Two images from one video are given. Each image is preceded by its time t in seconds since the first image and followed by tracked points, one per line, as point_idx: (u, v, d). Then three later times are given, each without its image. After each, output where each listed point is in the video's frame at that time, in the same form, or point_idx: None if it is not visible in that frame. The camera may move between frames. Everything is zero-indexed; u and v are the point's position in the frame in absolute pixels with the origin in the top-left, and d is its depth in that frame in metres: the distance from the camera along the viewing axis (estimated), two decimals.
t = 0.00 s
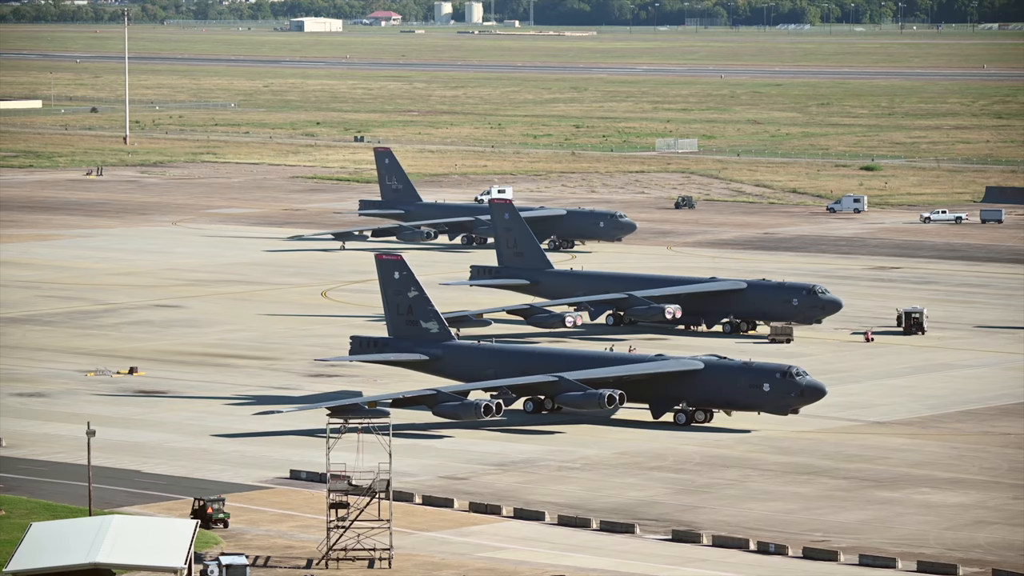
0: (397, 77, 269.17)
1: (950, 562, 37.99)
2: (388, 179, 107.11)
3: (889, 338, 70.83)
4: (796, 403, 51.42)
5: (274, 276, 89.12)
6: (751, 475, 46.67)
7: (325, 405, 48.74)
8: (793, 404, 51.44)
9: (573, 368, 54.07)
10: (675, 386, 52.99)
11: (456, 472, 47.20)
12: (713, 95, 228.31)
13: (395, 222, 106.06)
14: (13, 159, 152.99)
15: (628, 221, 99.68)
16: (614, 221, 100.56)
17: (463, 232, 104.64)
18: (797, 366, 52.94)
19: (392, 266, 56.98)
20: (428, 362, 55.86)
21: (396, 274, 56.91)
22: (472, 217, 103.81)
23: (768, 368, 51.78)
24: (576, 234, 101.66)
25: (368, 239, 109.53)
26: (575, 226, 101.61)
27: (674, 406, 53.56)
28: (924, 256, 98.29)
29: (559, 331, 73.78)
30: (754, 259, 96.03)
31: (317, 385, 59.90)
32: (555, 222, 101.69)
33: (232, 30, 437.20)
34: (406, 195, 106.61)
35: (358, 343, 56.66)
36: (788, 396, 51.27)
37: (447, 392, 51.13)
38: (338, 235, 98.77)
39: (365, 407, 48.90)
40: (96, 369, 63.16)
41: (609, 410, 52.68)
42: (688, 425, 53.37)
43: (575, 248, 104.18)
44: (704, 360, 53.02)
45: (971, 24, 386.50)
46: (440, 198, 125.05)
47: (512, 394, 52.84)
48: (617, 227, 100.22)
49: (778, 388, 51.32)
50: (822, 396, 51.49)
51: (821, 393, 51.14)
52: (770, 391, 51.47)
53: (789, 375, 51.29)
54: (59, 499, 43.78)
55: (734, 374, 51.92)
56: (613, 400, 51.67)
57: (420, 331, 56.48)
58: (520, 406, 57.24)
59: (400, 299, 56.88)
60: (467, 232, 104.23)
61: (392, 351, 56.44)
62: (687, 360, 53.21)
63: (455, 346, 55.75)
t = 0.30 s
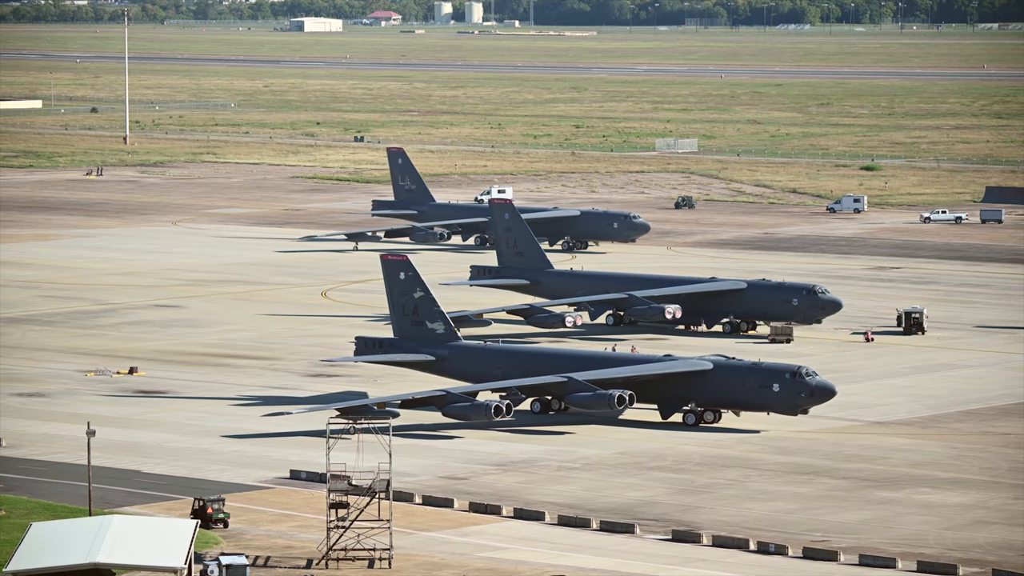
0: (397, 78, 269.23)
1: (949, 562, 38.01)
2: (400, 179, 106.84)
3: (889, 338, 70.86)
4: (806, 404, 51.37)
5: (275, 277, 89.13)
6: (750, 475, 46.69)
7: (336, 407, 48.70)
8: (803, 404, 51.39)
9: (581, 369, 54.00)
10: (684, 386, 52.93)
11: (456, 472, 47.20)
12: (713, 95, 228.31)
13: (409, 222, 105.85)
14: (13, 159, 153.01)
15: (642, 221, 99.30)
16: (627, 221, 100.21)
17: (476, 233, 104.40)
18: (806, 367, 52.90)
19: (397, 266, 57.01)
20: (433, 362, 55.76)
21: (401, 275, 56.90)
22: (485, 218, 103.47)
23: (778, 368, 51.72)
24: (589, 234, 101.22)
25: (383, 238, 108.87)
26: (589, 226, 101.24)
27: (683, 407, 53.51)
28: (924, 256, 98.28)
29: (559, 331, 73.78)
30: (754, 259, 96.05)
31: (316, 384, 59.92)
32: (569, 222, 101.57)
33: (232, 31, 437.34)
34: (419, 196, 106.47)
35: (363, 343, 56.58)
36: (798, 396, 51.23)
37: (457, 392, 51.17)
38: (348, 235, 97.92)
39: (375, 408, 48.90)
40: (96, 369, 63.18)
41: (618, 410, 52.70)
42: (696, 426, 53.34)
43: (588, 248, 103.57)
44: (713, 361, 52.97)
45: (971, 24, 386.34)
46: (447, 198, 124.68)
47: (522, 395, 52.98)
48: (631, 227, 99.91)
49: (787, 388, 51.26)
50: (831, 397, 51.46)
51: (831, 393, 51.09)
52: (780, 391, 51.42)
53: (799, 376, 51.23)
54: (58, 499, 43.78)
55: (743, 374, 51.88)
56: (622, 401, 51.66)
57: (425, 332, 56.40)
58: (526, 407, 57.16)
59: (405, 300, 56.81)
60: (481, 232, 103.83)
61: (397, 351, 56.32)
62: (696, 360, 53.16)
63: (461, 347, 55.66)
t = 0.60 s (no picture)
0: (398, 77, 269.19)
1: (950, 562, 38.00)
2: (413, 181, 106.42)
3: (889, 338, 70.84)
4: (816, 404, 51.32)
5: (275, 277, 89.11)
6: (751, 475, 46.69)
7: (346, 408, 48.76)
8: (813, 405, 51.34)
9: (589, 370, 53.96)
10: (693, 387, 52.85)
11: (457, 472, 47.19)
12: (713, 95, 228.29)
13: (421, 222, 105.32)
14: (13, 159, 153.00)
15: (656, 222, 99.23)
16: (641, 222, 100.12)
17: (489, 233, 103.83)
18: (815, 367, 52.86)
19: (402, 267, 56.94)
20: (439, 363, 55.64)
21: (406, 275, 56.83)
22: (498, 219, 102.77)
23: (787, 369, 51.66)
24: (603, 235, 100.96)
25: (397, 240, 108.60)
26: (602, 227, 100.97)
27: (692, 407, 53.44)
28: (924, 256, 98.27)
29: (559, 331, 73.76)
30: (754, 260, 96.05)
31: (317, 384, 59.96)
32: (583, 223, 101.28)
33: (232, 31, 437.36)
34: (431, 197, 105.94)
35: (367, 344, 56.56)
36: (809, 397, 51.17)
37: (467, 393, 51.26)
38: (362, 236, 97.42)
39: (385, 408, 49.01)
40: (96, 369, 63.18)
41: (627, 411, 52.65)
42: (705, 426, 53.27)
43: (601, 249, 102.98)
44: (722, 361, 52.89)
45: (971, 24, 386.09)
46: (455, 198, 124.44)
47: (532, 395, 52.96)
48: (645, 227, 99.81)
49: (797, 389, 51.23)
50: (841, 397, 51.44)
51: (841, 394, 51.08)
52: (790, 392, 51.39)
53: (809, 376, 51.18)
54: (58, 499, 43.79)
55: (753, 375, 51.81)
56: (633, 402, 51.67)
57: (430, 332, 56.27)
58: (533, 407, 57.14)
59: (410, 300, 56.69)
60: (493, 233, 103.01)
61: (402, 352, 56.28)
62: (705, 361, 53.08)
63: (467, 347, 55.55)
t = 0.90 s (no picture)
0: (398, 78, 269.21)
1: (950, 562, 38.01)
2: (426, 181, 106.22)
3: (889, 338, 70.86)
4: (827, 405, 51.27)
5: (276, 277, 89.12)
6: (751, 475, 46.68)
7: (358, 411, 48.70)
8: (824, 405, 51.31)
9: (599, 370, 53.87)
10: (703, 388, 52.79)
11: (457, 471, 47.19)
12: (713, 95, 228.35)
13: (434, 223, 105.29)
14: (13, 159, 153.03)
15: (671, 222, 99.11)
16: (655, 222, 99.86)
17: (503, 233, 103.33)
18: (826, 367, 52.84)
19: (407, 267, 56.97)
20: (444, 363, 55.58)
21: (411, 275, 56.90)
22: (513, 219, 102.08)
23: (798, 369, 51.64)
24: (616, 235, 100.72)
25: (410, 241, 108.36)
26: (616, 227, 100.77)
27: (702, 408, 53.34)
28: (924, 256, 98.27)
29: (559, 331, 73.73)
30: (754, 260, 96.05)
31: (317, 384, 59.98)
32: (596, 224, 101.08)
33: (231, 31, 437.30)
34: (446, 197, 105.89)
35: (372, 345, 56.58)
36: (820, 397, 51.15)
37: (479, 395, 51.15)
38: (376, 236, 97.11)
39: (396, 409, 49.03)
40: (96, 369, 63.18)
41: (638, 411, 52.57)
42: (715, 426, 53.15)
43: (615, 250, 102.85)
44: (731, 361, 52.85)
45: (971, 24, 386.06)
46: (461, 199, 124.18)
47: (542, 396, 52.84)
48: (659, 228, 99.60)
49: (808, 389, 51.20)
50: (853, 397, 51.43)
51: (852, 394, 51.07)
52: (800, 392, 51.36)
53: (820, 376, 51.17)
54: (58, 499, 43.78)
55: (763, 375, 51.78)
56: (644, 402, 51.54)
57: (436, 333, 56.26)
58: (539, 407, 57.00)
59: (415, 301, 56.71)
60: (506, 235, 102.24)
61: (407, 352, 56.30)
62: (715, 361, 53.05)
63: (473, 348, 55.52)
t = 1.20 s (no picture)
0: (398, 78, 269.23)
1: (950, 562, 38.01)
2: (438, 182, 106.18)
3: (889, 338, 70.85)
4: (838, 405, 51.23)
5: (276, 277, 89.12)
6: (750, 475, 46.69)
7: (370, 411, 48.69)
8: (835, 405, 51.25)
9: (607, 371, 53.80)
10: (713, 388, 52.75)
11: (457, 471, 47.18)
12: (713, 95, 228.36)
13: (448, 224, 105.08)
14: (13, 159, 153.05)
15: (685, 223, 98.61)
16: (670, 223, 99.43)
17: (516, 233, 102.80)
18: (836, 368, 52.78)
19: (412, 268, 56.94)
20: (450, 364, 55.53)
21: (416, 276, 56.86)
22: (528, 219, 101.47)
23: (809, 370, 51.58)
24: (630, 236, 100.20)
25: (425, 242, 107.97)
26: (630, 228, 100.28)
27: (711, 408, 53.27)
28: (924, 256, 98.28)
29: (559, 331, 73.74)
30: (754, 260, 96.05)
31: (317, 384, 59.97)
32: (611, 224, 100.68)
33: (231, 31, 437.34)
34: (458, 197, 105.89)
35: (376, 345, 56.54)
36: (831, 397, 51.07)
37: (490, 395, 51.04)
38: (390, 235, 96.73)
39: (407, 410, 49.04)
40: (96, 369, 63.18)
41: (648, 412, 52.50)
42: (725, 427, 53.09)
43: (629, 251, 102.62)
44: (741, 362, 52.79)
45: (971, 24, 385.99)
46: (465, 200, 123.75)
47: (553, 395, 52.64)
48: (673, 229, 99.13)
49: (819, 389, 51.14)
50: (863, 398, 51.38)
51: (863, 394, 51.03)
52: (811, 392, 51.32)
53: (831, 377, 51.11)
54: (58, 499, 43.79)
55: (774, 376, 51.73)
56: (655, 402, 51.47)
57: (441, 333, 56.18)
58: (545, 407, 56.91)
59: (420, 301, 56.68)
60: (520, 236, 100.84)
61: (412, 352, 56.29)
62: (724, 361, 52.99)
63: (478, 348, 55.45)
